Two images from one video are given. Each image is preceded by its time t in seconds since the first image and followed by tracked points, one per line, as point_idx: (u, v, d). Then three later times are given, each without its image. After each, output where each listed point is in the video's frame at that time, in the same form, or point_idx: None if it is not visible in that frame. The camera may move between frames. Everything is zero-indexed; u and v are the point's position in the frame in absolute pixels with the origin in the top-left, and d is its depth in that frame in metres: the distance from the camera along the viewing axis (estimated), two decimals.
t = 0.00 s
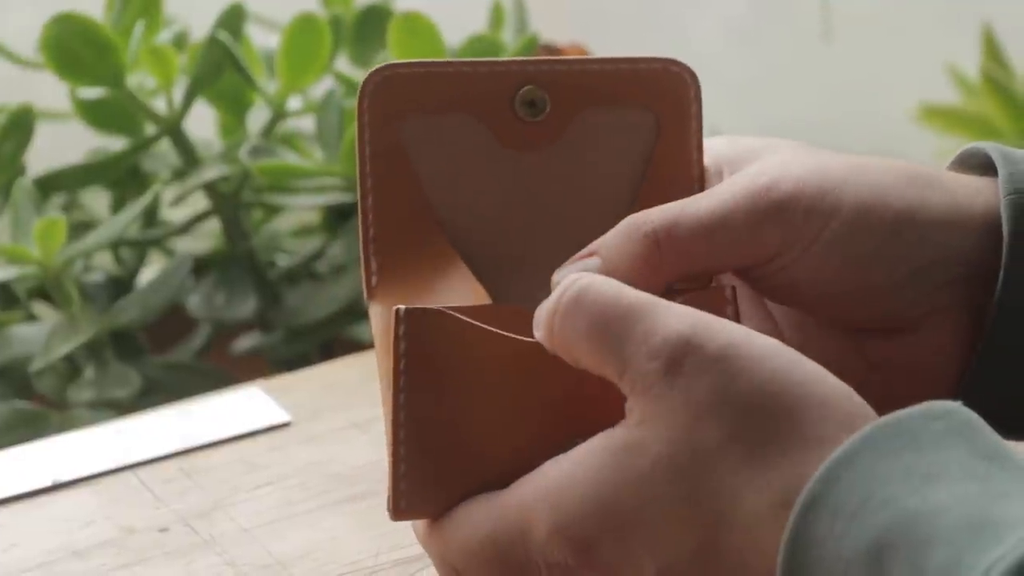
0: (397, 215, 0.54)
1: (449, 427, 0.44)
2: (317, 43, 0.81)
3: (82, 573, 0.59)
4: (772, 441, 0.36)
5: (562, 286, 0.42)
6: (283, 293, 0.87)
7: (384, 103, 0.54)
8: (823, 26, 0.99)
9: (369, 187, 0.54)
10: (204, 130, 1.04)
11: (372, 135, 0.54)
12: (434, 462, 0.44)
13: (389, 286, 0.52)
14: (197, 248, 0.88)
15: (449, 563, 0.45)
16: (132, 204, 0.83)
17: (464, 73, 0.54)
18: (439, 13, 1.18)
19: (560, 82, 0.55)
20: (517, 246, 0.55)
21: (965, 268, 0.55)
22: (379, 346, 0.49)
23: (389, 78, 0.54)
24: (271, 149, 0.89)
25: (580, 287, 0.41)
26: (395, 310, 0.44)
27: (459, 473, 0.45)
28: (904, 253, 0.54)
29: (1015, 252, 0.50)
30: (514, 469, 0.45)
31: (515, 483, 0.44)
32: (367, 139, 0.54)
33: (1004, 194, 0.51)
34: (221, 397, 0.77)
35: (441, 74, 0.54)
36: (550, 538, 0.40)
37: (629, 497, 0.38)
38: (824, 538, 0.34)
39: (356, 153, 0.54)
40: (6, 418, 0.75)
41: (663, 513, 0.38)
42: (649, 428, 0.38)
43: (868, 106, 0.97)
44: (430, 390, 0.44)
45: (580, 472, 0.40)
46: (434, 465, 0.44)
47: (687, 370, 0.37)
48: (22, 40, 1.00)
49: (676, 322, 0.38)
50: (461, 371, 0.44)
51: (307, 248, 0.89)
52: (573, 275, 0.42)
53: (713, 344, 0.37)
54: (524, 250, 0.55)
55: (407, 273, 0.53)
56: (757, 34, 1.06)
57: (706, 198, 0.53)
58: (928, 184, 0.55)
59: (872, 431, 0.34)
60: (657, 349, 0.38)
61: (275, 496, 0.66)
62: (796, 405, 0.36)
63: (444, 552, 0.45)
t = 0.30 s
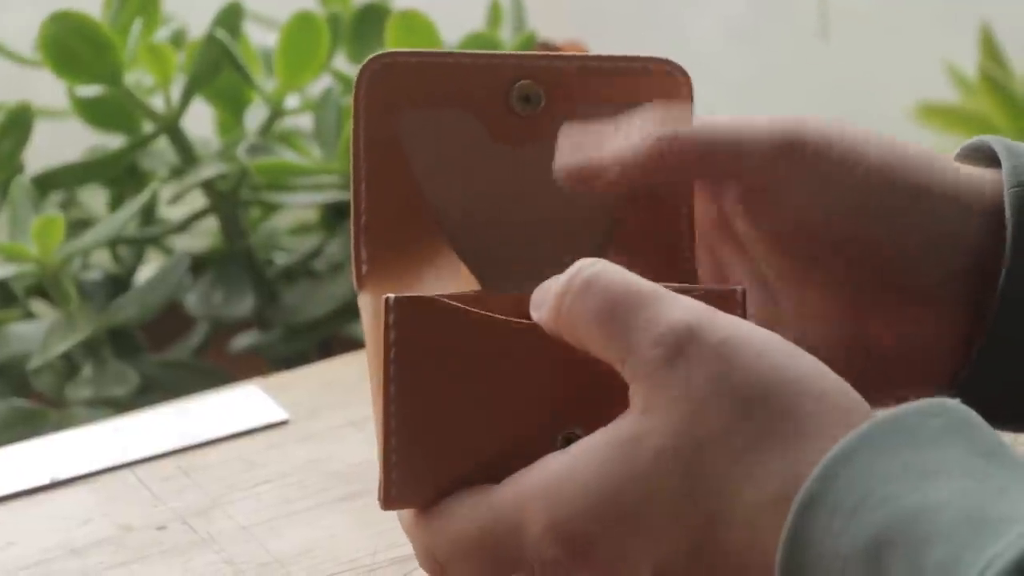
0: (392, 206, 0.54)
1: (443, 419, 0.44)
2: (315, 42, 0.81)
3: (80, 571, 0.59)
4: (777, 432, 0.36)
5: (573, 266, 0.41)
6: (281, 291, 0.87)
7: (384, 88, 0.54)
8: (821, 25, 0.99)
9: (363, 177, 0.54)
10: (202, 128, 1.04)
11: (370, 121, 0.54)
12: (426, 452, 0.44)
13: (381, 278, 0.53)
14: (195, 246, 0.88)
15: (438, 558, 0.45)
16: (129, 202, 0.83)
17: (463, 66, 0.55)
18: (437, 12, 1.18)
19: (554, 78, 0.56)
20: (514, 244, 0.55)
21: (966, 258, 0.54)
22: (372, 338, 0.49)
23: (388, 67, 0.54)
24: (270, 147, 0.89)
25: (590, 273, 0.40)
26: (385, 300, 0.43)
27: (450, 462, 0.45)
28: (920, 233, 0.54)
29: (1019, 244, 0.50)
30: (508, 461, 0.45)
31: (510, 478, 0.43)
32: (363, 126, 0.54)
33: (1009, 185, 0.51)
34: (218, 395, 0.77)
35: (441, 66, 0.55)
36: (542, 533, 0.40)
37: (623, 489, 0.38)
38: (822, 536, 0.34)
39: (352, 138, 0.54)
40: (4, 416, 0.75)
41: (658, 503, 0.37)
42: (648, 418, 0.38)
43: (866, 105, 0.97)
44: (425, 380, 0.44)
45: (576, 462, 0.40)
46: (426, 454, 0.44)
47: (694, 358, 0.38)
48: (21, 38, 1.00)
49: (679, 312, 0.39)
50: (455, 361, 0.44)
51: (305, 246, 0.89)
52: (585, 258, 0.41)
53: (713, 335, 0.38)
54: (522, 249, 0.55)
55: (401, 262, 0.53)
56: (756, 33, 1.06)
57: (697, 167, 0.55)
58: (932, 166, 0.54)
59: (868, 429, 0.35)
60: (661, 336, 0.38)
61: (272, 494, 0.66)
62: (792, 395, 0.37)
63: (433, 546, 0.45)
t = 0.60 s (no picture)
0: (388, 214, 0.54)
1: (448, 411, 0.44)
2: (315, 42, 0.81)
3: (80, 570, 0.60)
4: (780, 428, 0.37)
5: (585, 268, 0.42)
6: (280, 291, 0.87)
7: (377, 122, 0.56)
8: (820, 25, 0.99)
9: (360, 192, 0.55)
10: (201, 128, 1.04)
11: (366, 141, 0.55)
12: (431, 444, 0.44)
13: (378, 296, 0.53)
14: (195, 245, 0.88)
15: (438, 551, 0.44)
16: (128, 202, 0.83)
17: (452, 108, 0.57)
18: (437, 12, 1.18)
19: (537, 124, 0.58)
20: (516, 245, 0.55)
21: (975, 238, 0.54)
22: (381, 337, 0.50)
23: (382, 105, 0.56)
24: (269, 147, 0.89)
25: (606, 274, 0.41)
26: (389, 291, 0.44)
27: (456, 457, 0.44)
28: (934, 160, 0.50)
29: None
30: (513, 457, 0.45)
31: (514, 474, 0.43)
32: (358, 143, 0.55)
33: None
34: (217, 393, 0.78)
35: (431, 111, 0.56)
36: (548, 528, 0.39)
37: (628, 484, 0.38)
38: (829, 529, 0.34)
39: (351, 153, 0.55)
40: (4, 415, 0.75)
41: (664, 500, 0.37)
42: (656, 412, 0.38)
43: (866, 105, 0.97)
44: (431, 370, 0.44)
45: (581, 457, 0.39)
46: (431, 446, 0.44)
47: (698, 350, 0.39)
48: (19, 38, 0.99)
49: (688, 310, 0.40)
50: (460, 353, 0.44)
51: (304, 245, 0.89)
52: (603, 259, 0.42)
53: (722, 331, 0.39)
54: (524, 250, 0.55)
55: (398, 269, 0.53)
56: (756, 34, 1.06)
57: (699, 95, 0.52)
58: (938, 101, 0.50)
59: (879, 421, 0.35)
60: (669, 333, 0.39)
61: (272, 493, 0.66)
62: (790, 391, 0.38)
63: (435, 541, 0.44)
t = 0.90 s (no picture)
0: (371, 223, 0.54)
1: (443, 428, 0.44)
2: (316, 41, 0.81)
3: (80, 569, 0.60)
4: (769, 443, 0.37)
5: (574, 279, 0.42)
6: (280, 291, 0.87)
7: (353, 123, 0.55)
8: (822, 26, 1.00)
9: (340, 203, 0.54)
10: (201, 128, 1.04)
11: (343, 150, 0.54)
12: (428, 463, 0.44)
13: (363, 301, 0.52)
14: (195, 245, 0.88)
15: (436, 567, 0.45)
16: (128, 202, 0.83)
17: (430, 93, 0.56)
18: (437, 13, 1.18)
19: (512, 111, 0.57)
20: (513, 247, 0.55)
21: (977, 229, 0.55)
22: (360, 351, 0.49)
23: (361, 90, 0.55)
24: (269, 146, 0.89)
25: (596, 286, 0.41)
26: (374, 313, 0.44)
27: (453, 474, 0.44)
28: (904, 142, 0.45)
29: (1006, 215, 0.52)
30: (509, 469, 0.45)
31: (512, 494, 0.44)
32: (335, 152, 0.54)
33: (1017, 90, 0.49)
34: (217, 392, 0.78)
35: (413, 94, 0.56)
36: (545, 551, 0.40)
37: (623, 507, 0.38)
38: (825, 537, 0.34)
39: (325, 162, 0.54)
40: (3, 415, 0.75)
41: (662, 513, 0.37)
42: (644, 433, 0.38)
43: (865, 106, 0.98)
44: (422, 389, 0.44)
45: (577, 481, 0.40)
46: (429, 467, 0.44)
47: (684, 368, 0.39)
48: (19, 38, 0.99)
49: (674, 328, 0.40)
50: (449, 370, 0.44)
51: (303, 245, 0.89)
52: (590, 273, 0.42)
53: (706, 348, 0.39)
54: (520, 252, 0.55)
55: (378, 276, 0.53)
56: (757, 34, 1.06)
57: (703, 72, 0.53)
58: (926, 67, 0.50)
59: (877, 428, 0.35)
60: (656, 351, 0.39)
61: (271, 492, 0.66)
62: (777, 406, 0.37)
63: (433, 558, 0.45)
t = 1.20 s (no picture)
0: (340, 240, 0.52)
1: (431, 441, 0.43)
2: (316, 41, 0.81)
3: (81, 568, 0.60)
4: (771, 444, 0.37)
5: (549, 308, 0.44)
6: (281, 290, 0.87)
7: (310, 147, 0.53)
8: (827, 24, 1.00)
9: (303, 227, 0.52)
10: (202, 127, 1.04)
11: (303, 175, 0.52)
12: (418, 475, 0.43)
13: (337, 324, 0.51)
14: (196, 245, 0.88)
15: None
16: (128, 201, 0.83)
17: (382, 112, 0.55)
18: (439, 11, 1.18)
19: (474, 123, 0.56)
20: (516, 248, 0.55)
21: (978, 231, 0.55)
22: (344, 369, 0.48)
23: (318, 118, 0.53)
24: (270, 146, 0.89)
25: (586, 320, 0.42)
26: (352, 336, 0.43)
27: (444, 485, 0.44)
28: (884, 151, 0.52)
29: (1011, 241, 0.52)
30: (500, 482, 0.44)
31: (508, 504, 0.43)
32: (294, 177, 0.52)
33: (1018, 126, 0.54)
34: (218, 391, 0.78)
35: (378, 112, 0.55)
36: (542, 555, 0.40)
37: (628, 512, 0.38)
38: (829, 530, 0.34)
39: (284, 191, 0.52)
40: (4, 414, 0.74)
41: (666, 515, 0.37)
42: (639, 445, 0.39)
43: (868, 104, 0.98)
44: (410, 402, 0.43)
45: (578, 486, 0.40)
46: (419, 480, 0.43)
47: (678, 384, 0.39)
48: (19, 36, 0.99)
49: (661, 346, 0.41)
50: (435, 383, 0.44)
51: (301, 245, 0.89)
52: (563, 310, 0.43)
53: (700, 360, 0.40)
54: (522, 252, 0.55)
55: (348, 298, 0.52)
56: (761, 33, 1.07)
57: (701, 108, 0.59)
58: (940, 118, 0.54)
59: (883, 423, 0.35)
60: (647, 367, 0.40)
61: (272, 492, 0.66)
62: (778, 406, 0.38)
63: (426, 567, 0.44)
